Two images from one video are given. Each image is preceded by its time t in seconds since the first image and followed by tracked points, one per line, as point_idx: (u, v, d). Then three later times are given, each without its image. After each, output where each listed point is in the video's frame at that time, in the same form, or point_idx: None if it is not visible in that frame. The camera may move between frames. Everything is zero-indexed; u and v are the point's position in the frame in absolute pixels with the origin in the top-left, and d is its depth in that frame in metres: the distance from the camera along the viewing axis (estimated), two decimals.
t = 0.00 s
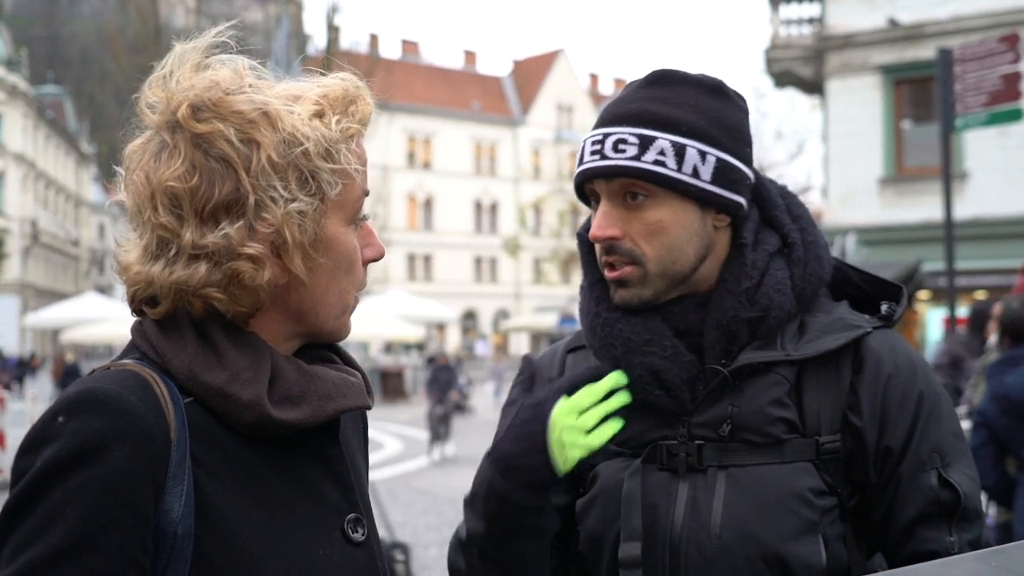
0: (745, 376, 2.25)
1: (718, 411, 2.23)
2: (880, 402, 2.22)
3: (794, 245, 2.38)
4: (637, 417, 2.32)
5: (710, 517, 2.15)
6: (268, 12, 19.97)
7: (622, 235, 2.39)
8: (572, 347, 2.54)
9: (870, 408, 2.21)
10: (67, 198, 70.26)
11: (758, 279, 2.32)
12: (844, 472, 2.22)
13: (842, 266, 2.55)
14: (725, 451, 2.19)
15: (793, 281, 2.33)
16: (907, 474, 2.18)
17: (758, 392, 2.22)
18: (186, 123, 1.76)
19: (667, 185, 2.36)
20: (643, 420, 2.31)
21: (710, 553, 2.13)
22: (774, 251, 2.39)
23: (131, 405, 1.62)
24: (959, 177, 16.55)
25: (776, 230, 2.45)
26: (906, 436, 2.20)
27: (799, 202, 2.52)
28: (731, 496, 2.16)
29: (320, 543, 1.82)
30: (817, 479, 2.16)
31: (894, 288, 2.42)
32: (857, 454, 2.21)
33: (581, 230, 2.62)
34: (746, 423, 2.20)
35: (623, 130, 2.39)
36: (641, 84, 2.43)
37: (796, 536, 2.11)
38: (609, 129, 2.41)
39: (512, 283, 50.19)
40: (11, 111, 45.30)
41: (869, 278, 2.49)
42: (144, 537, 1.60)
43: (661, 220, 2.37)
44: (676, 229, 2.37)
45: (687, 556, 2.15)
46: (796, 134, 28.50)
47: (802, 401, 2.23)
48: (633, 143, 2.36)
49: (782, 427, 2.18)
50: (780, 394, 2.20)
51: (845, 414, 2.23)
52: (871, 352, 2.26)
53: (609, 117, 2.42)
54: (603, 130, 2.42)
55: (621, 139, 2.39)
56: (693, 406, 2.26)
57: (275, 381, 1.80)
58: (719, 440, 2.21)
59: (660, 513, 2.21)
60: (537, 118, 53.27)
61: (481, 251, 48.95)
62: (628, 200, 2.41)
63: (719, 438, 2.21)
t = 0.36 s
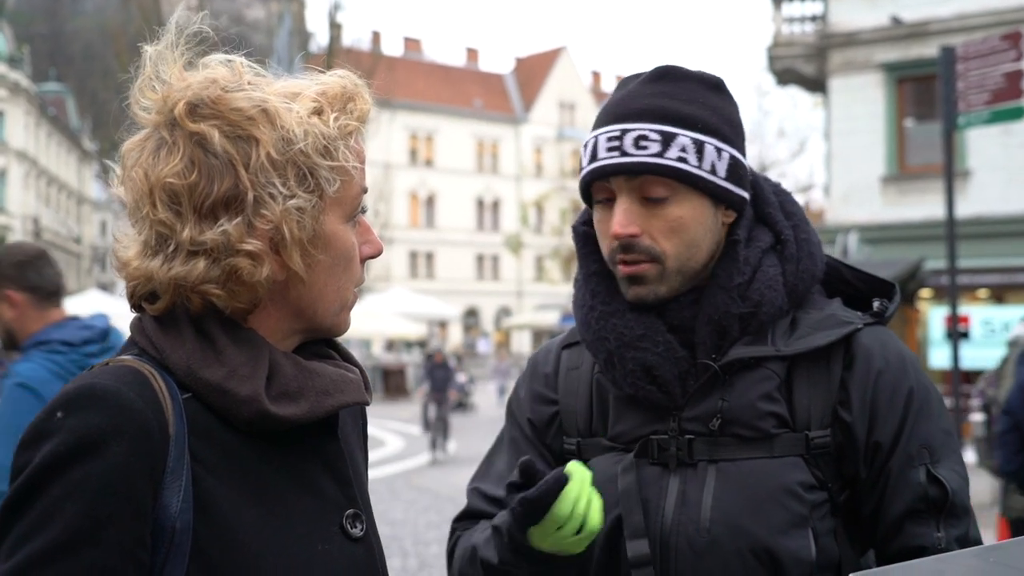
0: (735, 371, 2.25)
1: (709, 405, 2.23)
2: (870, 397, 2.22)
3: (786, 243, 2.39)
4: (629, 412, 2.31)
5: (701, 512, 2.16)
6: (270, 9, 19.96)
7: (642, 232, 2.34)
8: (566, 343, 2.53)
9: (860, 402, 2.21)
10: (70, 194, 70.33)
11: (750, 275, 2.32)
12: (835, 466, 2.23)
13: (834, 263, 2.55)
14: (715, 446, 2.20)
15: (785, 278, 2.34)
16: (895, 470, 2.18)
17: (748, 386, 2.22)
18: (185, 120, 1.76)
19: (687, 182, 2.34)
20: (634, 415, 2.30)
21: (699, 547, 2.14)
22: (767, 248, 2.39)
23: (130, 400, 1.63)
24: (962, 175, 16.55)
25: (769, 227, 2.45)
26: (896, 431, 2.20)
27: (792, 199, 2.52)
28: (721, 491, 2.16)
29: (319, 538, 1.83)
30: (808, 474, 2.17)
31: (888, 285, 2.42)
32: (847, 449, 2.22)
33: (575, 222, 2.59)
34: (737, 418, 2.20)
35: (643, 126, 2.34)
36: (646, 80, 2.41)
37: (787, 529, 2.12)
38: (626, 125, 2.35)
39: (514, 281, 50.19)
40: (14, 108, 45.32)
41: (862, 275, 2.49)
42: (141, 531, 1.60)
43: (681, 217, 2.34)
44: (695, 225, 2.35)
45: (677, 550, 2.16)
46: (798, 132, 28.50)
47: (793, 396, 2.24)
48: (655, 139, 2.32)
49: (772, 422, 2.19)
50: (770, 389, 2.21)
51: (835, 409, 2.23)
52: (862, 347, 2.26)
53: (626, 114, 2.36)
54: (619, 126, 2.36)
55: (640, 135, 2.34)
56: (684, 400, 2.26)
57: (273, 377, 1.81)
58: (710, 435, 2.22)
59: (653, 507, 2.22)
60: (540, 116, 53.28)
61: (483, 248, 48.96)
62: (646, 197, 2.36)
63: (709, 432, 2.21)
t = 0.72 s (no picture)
0: (743, 362, 2.25)
1: (717, 397, 2.22)
2: (874, 387, 2.22)
3: (790, 235, 2.38)
4: (634, 405, 2.29)
5: (712, 504, 2.15)
6: (274, 7, 19.95)
7: (714, 214, 2.32)
8: (561, 339, 2.50)
9: (865, 392, 2.22)
10: (74, 191, 70.34)
11: (760, 267, 2.32)
12: (840, 457, 2.23)
13: (826, 260, 2.56)
14: (724, 438, 2.19)
15: (791, 271, 2.34)
16: (900, 457, 2.17)
17: (757, 378, 2.22)
18: (191, 119, 1.76)
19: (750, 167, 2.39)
20: (639, 408, 2.28)
21: (714, 540, 2.13)
22: (772, 242, 2.38)
23: (142, 396, 1.63)
24: (966, 173, 16.52)
25: (770, 222, 2.45)
26: (900, 419, 2.20)
27: (788, 195, 2.52)
28: (731, 483, 2.15)
29: (327, 532, 1.83)
30: (815, 464, 2.17)
31: (879, 278, 2.43)
32: (853, 439, 2.22)
33: (577, 214, 2.56)
34: (745, 410, 2.20)
35: (716, 108, 2.35)
36: (675, 69, 2.41)
37: (798, 520, 2.12)
38: (703, 106, 2.34)
39: (518, 278, 50.19)
40: (18, 105, 45.34)
41: (852, 269, 2.50)
42: (151, 526, 1.61)
43: (743, 200, 2.36)
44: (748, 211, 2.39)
45: (691, 544, 2.15)
46: (802, 130, 28.47)
47: (799, 387, 2.23)
48: (730, 122, 2.35)
49: (780, 413, 2.19)
50: (778, 379, 2.21)
51: (840, 399, 2.22)
52: (863, 337, 2.27)
53: (700, 95, 2.34)
54: (695, 107, 2.34)
55: (717, 117, 2.34)
56: (692, 393, 2.25)
57: (283, 373, 1.81)
58: (718, 426, 2.21)
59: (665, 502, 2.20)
60: (543, 113, 53.25)
61: (487, 246, 48.94)
62: (715, 180, 2.37)
63: (719, 424, 2.20)
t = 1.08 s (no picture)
0: (757, 365, 2.22)
1: (732, 400, 2.19)
2: (886, 387, 2.21)
3: (797, 235, 2.37)
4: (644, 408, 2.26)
5: (729, 507, 2.12)
6: (277, 7, 19.95)
7: (689, 219, 2.29)
8: (565, 341, 2.47)
9: (879, 393, 2.20)
10: (77, 191, 70.36)
11: (768, 267, 2.30)
12: (852, 458, 2.21)
13: (830, 257, 2.55)
14: (739, 441, 2.16)
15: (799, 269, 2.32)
16: (913, 457, 2.16)
17: (773, 379, 2.19)
18: (193, 119, 1.75)
19: (731, 168, 2.34)
20: (649, 411, 2.25)
21: (732, 544, 2.10)
22: (779, 241, 2.37)
23: (147, 396, 1.62)
24: (969, 173, 16.49)
25: (776, 220, 2.43)
26: (913, 418, 2.19)
27: (792, 193, 2.51)
28: (747, 487, 2.12)
29: (333, 534, 1.82)
30: (830, 466, 2.15)
31: (883, 275, 2.41)
32: (866, 440, 2.20)
33: (580, 214, 2.53)
34: (761, 412, 2.17)
35: (688, 113, 2.31)
36: (659, 72, 2.38)
37: (815, 522, 2.09)
38: (674, 113, 2.31)
39: (520, 278, 50.17)
40: (21, 105, 45.32)
41: (857, 266, 2.49)
42: (155, 527, 1.60)
43: (725, 202, 2.33)
44: (736, 212, 2.34)
45: (707, 549, 2.11)
46: (805, 130, 28.45)
47: (812, 388, 2.21)
48: (704, 125, 2.30)
49: (796, 415, 2.16)
50: (793, 381, 2.19)
51: (852, 400, 2.21)
52: (873, 337, 2.26)
53: (670, 100, 2.31)
54: (664, 113, 2.31)
55: (690, 121, 2.31)
56: (706, 397, 2.22)
57: (289, 373, 1.80)
58: (734, 430, 2.18)
59: (679, 504, 2.16)
60: (546, 113, 53.25)
61: (489, 246, 48.93)
62: (692, 185, 2.33)
63: (735, 428, 2.17)
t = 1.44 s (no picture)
0: (756, 373, 2.20)
1: (731, 409, 2.17)
2: (886, 395, 2.19)
3: (795, 240, 2.36)
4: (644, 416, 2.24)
5: (726, 516, 2.10)
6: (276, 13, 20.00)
7: (681, 233, 2.29)
8: (564, 348, 2.46)
9: (879, 400, 2.19)
10: (77, 198, 70.40)
11: (766, 273, 2.29)
12: (852, 467, 2.20)
13: (830, 263, 2.55)
14: (738, 450, 2.14)
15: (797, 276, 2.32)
16: (913, 465, 2.14)
17: (771, 387, 2.17)
18: (185, 126, 1.74)
19: (723, 179, 2.32)
20: (648, 418, 2.23)
21: (729, 554, 2.08)
22: (776, 247, 2.36)
23: (140, 401, 1.60)
24: (968, 179, 16.50)
25: (774, 226, 2.42)
26: (913, 426, 2.17)
27: (791, 198, 2.50)
28: (746, 495, 2.10)
29: (326, 541, 1.80)
30: (831, 475, 2.13)
31: (885, 280, 2.40)
32: (865, 448, 2.19)
33: (576, 224, 2.52)
34: (760, 420, 2.15)
35: (679, 124, 2.30)
36: (652, 81, 2.36)
37: (816, 532, 2.07)
38: (666, 124, 2.30)
39: (520, 285, 50.15)
40: (21, 111, 45.36)
41: (858, 270, 2.48)
42: (152, 533, 1.58)
43: (719, 214, 2.31)
44: (730, 222, 2.33)
45: (704, 560, 2.10)
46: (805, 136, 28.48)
47: (812, 396, 2.20)
48: (696, 137, 2.29)
49: (796, 423, 2.14)
50: (792, 389, 2.16)
51: (852, 408, 2.19)
52: (873, 344, 2.25)
53: (660, 113, 2.30)
54: (655, 126, 2.29)
55: (682, 133, 2.29)
56: (704, 406, 2.20)
57: (283, 378, 1.79)
58: (732, 439, 2.16)
59: (677, 512, 2.15)
60: (546, 119, 53.31)
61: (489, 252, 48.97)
62: (684, 199, 2.32)
63: (733, 437, 2.16)
